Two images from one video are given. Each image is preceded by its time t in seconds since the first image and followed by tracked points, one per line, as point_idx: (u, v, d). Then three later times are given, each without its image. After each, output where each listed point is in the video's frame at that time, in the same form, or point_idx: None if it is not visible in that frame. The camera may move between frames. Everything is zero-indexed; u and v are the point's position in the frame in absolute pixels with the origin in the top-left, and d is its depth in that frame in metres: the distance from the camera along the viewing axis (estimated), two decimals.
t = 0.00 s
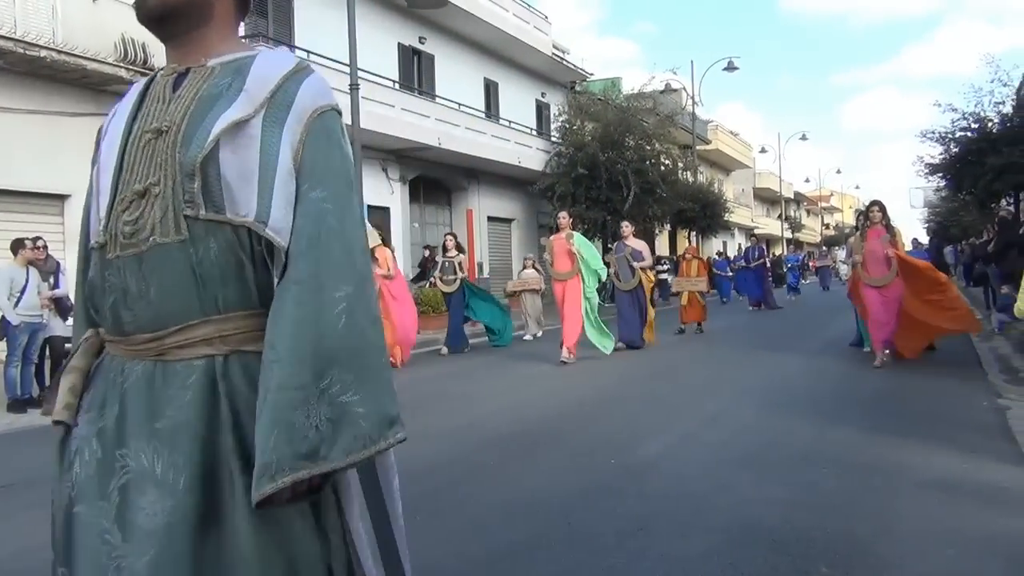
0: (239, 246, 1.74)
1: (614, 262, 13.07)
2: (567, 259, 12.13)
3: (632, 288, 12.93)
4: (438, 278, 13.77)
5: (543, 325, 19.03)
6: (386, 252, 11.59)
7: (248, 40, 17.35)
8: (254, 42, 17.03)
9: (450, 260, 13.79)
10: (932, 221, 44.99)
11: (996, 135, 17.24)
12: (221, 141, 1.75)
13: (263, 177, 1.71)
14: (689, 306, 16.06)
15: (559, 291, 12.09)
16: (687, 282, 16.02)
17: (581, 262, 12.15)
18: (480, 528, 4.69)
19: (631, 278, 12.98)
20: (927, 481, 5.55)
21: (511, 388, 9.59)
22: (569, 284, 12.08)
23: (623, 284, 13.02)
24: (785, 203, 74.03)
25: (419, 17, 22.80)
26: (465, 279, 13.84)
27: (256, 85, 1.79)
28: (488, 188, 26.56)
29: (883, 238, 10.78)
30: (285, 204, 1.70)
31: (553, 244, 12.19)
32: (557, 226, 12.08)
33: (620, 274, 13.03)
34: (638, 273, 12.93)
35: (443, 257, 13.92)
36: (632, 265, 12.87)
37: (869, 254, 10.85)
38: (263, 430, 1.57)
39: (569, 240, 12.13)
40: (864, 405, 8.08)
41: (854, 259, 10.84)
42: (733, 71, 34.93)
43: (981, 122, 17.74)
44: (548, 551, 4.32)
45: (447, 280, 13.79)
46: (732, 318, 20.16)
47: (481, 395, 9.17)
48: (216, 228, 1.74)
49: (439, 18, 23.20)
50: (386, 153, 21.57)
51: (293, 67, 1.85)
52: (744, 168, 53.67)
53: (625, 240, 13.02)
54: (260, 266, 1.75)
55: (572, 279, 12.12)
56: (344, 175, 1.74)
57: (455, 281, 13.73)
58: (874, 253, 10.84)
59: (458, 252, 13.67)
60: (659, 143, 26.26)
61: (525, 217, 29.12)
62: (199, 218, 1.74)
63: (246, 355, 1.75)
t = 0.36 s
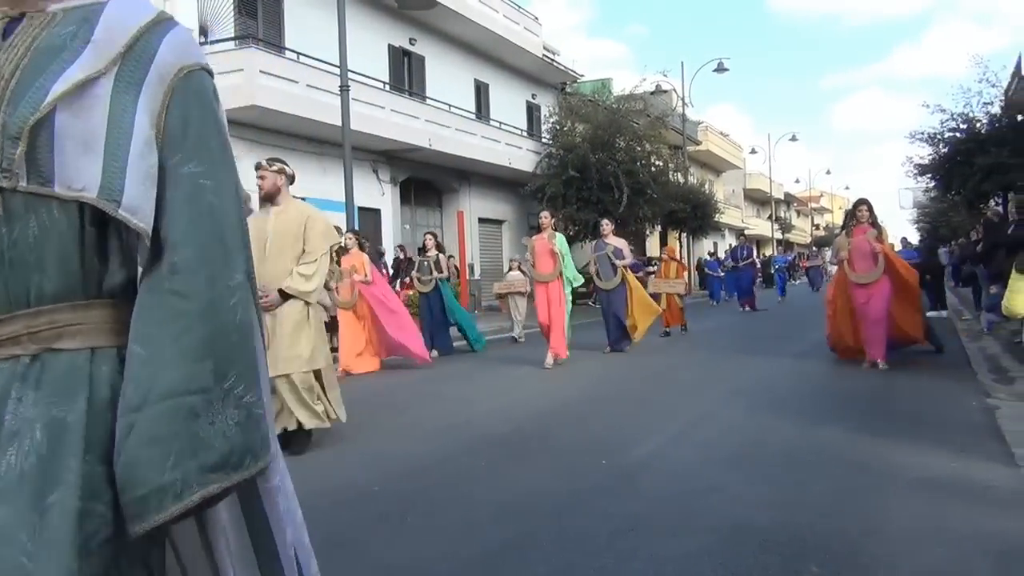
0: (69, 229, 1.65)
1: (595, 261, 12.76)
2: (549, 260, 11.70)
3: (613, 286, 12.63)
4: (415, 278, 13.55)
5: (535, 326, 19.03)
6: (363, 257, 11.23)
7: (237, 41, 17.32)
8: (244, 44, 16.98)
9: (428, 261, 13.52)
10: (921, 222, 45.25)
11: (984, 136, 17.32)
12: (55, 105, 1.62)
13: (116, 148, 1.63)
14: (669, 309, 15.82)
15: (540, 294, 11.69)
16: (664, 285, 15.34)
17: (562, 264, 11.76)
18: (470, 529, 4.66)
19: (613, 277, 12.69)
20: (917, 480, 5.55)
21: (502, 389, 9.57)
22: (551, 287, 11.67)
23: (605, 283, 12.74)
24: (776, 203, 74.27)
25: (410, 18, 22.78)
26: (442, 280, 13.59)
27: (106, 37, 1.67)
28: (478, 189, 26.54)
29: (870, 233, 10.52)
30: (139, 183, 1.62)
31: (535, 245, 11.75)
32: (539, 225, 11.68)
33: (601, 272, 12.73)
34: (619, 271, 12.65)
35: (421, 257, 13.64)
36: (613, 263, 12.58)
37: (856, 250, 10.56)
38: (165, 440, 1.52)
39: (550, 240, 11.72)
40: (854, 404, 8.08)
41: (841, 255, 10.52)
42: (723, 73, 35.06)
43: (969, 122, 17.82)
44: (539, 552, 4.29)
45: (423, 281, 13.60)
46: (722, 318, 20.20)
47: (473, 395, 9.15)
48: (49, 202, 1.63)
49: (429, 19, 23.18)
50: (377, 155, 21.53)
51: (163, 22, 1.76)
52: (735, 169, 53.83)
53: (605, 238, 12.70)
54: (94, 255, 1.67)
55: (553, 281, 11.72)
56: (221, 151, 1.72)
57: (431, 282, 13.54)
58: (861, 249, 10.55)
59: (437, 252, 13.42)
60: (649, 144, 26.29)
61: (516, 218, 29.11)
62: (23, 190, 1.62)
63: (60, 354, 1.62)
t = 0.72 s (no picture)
0: None
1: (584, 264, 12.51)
2: (533, 261, 11.40)
3: (602, 290, 12.41)
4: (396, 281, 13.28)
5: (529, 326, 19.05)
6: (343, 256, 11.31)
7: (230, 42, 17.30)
8: (236, 44, 16.95)
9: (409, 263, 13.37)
10: (913, 222, 45.44)
11: (976, 136, 17.41)
12: None
13: None
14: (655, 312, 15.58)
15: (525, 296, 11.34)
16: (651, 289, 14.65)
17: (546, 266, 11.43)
18: (464, 530, 4.68)
19: (602, 281, 12.46)
20: (908, 479, 5.59)
21: (496, 389, 9.60)
22: (536, 289, 11.36)
23: (593, 286, 12.50)
24: (768, 204, 74.48)
25: (403, 19, 22.77)
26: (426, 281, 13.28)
27: None
28: (471, 190, 26.56)
29: (863, 234, 10.28)
30: None
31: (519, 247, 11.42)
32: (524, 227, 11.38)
33: (590, 276, 12.48)
34: (609, 276, 12.40)
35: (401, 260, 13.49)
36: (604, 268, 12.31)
37: (848, 250, 10.32)
38: None
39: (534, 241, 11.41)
40: (847, 404, 8.13)
41: (834, 254, 10.26)
42: (716, 74, 35.15)
43: (961, 123, 17.89)
44: (532, 552, 4.32)
45: (405, 283, 13.31)
46: (716, 319, 20.26)
47: (467, 396, 9.17)
48: None
49: (422, 19, 23.18)
50: (370, 156, 21.51)
51: None
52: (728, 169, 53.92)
53: (595, 241, 12.45)
54: None
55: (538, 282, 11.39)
56: (42, 183, 1.88)
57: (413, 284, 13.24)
58: (854, 249, 10.31)
59: (418, 254, 13.29)
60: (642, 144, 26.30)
61: (509, 218, 29.14)
62: None
63: None
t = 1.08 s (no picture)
0: None
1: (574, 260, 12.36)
2: (518, 260, 11.15)
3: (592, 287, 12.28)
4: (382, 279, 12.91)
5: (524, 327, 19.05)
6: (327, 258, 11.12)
7: (225, 41, 17.29)
8: (232, 43, 16.93)
9: (394, 260, 12.94)
10: (908, 222, 45.50)
11: (970, 137, 17.44)
12: None
13: None
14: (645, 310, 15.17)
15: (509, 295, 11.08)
16: (639, 286, 14.38)
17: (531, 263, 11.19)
18: (459, 529, 4.68)
19: (591, 278, 12.32)
20: (904, 479, 5.60)
21: (492, 389, 9.60)
22: (520, 287, 11.09)
23: (584, 282, 12.36)
24: (764, 204, 74.59)
25: (398, 18, 22.77)
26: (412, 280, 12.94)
27: None
28: (467, 190, 26.55)
29: (856, 234, 10.02)
30: None
31: (504, 245, 11.16)
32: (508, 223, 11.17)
33: (579, 272, 12.34)
34: (598, 271, 12.24)
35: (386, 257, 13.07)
36: (592, 263, 12.16)
37: (840, 251, 10.06)
38: None
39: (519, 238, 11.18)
40: (843, 403, 8.15)
41: (826, 254, 9.98)
42: (711, 74, 35.19)
43: (955, 124, 17.92)
44: (530, 551, 4.32)
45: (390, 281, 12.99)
46: (710, 318, 20.33)
47: (464, 395, 9.18)
48: None
49: (418, 19, 23.15)
50: (366, 155, 21.50)
51: None
52: (723, 170, 53.99)
53: (585, 236, 12.32)
54: None
55: (521, 281, 11.13)
56: None
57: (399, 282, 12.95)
58: (846, 250, 10.05)
59: (404, 252, 12.84)
60: (638, 144, 26.31)
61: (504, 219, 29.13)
62: None
63: None
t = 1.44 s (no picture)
0: None
1: (558, 261, 11.83)
2: (505, 261, 10.90)
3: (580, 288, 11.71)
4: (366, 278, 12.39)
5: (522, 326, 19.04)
6: (311, 250, 10.99)
7: (223, 39, 17.28)
8: (229, 41, 16.92)
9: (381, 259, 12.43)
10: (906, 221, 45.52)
11: (967, 136, 17.45)
12: None
13: None
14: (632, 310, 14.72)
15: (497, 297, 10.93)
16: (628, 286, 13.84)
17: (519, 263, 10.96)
18: (456, 528, 4.67)
19: (578, 278, 11.76)
20: (901, 478, 5.60)
21: (490, 388, 9.61)
22: (508, 288, 10.92)
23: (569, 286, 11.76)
24: (761, 203, 74.69)
25: (396, 16, 22.74)
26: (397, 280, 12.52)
27: None
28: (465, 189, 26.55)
29: (846, 230, 9.71)
30: None
31: (490, 247, 10.88)
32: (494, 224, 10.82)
33: (565, 275, 11.78)
34: (585, 271, 11.71)
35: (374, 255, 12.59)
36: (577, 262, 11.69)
37: (830, 247, 9.73)
38: None
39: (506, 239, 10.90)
40: (840, 403, 8.15)
41: (816, 251, 9.65)
42: (709, 73, 35.21)
43: (953, 123, 17.92)
44: (527, 550, 4.31)
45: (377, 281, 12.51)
46: (705, 317, 20.35)
47: (462, 394, 9.18)
48: None
49: (416, 17, 23.13)
50: (363, 153, 21.48)
51: None
52: (721, 168, 53.98)
53: (569, 237, 11.88)
54: None
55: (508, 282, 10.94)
56: None
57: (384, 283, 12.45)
58: (837, 246, 9.72)
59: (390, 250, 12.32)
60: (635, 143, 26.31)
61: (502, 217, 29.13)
62: None
63: None
